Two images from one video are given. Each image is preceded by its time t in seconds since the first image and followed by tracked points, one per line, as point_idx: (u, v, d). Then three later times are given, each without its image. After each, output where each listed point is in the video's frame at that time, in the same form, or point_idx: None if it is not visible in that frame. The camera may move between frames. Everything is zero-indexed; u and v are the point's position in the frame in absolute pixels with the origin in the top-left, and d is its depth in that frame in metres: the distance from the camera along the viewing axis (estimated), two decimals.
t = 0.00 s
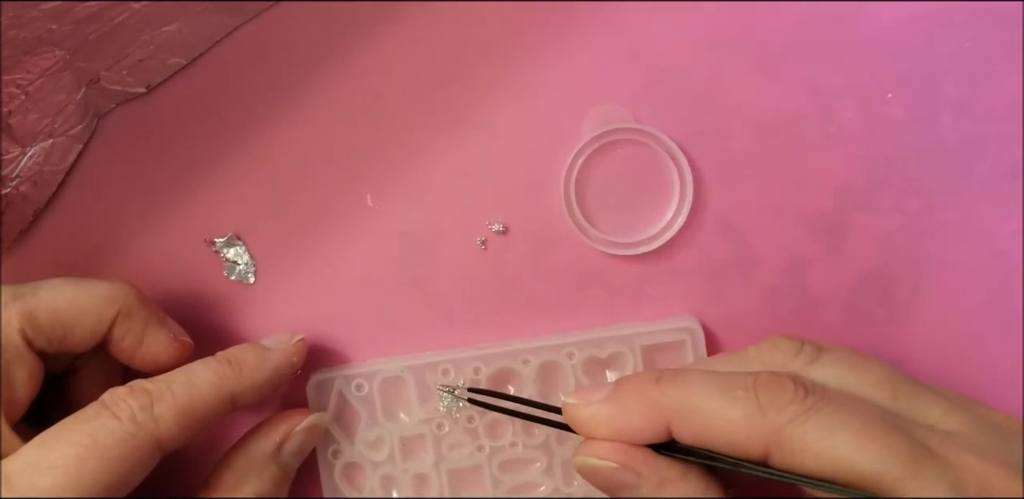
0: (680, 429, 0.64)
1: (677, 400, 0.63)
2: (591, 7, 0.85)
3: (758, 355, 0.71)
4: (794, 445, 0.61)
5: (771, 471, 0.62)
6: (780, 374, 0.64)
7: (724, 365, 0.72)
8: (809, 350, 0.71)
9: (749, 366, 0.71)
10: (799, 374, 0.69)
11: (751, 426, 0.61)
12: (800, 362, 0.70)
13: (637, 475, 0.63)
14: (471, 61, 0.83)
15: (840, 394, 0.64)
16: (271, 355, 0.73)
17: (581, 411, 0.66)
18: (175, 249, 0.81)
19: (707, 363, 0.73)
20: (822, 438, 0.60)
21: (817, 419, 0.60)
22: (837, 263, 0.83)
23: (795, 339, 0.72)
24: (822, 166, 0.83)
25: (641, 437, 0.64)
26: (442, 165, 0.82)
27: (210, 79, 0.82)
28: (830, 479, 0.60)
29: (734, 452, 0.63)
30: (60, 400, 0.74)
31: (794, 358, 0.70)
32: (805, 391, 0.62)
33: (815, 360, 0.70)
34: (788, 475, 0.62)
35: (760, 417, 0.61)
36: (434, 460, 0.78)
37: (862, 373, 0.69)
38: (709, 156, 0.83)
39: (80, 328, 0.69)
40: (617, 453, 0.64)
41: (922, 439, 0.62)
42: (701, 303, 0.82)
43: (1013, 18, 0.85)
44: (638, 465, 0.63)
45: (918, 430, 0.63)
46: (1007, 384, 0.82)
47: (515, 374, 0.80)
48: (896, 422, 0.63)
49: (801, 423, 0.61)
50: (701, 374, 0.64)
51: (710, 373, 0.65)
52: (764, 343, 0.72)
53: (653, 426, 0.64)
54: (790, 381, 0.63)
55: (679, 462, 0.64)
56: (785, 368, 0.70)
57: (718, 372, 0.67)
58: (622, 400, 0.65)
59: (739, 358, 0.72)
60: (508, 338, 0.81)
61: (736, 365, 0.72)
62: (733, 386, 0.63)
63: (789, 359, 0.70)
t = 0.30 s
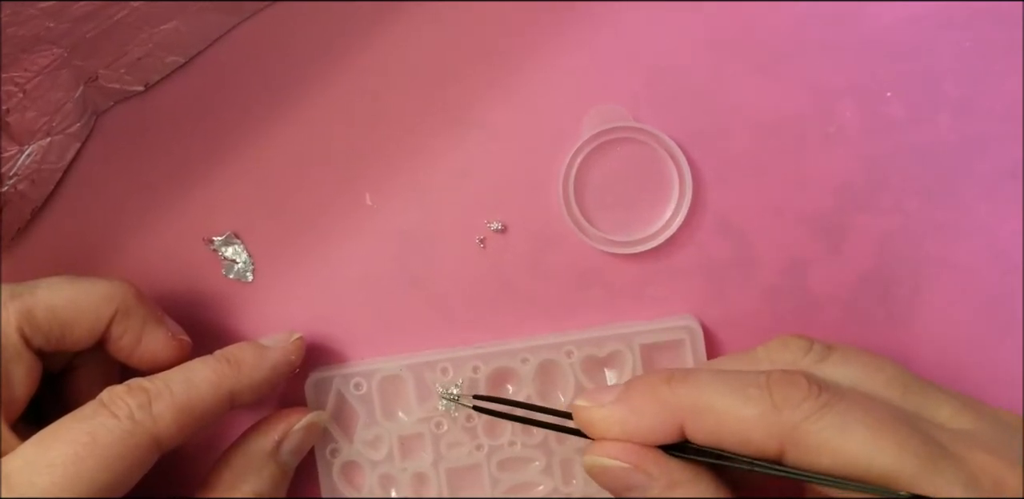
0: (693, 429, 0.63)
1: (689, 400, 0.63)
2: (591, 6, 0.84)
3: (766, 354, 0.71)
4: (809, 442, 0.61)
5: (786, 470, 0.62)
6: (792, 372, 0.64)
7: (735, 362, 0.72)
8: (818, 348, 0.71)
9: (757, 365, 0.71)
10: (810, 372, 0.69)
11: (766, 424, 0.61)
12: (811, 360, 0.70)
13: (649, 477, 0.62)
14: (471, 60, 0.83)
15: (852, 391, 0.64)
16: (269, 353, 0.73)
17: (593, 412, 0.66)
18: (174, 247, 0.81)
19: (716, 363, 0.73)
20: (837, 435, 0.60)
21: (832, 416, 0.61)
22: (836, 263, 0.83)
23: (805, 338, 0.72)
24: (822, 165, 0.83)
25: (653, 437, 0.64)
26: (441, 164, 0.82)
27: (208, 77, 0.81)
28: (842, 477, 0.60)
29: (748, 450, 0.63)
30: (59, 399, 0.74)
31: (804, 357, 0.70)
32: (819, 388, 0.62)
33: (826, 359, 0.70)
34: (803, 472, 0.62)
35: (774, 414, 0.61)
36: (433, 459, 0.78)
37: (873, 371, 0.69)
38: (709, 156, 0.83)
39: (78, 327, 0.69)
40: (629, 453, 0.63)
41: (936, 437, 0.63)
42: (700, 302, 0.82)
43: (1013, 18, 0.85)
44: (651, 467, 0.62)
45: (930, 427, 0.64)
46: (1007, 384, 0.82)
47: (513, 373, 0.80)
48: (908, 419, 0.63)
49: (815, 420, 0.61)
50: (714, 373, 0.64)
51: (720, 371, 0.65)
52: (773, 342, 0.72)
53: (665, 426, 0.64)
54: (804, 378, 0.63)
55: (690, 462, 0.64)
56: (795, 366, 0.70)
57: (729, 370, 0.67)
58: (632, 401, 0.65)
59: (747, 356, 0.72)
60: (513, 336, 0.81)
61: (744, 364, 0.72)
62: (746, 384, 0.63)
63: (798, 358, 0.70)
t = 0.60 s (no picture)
0: (690, 437, 0.64)
1: (684, 408, 0.63)
2: (591, 7, 0.85)
3: (763, 361, 0.71)
4: (803, 449, 0.61)
5: (781, 476, 0.62)
6: (788, 378, 0.64)
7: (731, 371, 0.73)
8: (815, 354, 0.71)
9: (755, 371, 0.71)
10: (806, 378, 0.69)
11: (760, 430, 0.61)
12: (807, 366, 0.70)
13: (644, 483, 0.63)
14: (471, 61, 0.83)
15: (848, 397, 0.64)
16: (270, 355, 0.74)
17: (590, 421, 0.66)
18: (175, 249, 0.81)
19: (714, 370, 0.73)
20: (831, 441, 0.60)
21: (827, 422, 0.60)
22: (836, 263, 0.83)
23: (802, 344, 0.72)
24: (821, 166, 0.84)
25: (650, 444, 0.65)
26: (441, 165, 0.82)
27: (209, 79, 0.82)
28: (837, 482, 0.60)
29: (744, 456, 0.63)
30: (61, 400, 0.74)
31: (800, 363, 0.70)
32: (814, 394, 0.62)
33: (823, 364, 0.70)
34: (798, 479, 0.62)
35: (768, 421, 0.61)
36: (434, 460, 0.78)
37: (870, 376, 0.68)
38: (708, 157, 0.84)
39: (79, 329, 0.69)
40: (625, 461, 0.65)
41: (932, 443, 0.62)
42: (700, 303, 0.82)
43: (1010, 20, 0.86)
44: (646, 474, 0.64)
45: (928, 433, 0.63)
46: (1007, 384, 0.82)
47: (514, 374, 0.80)
48: (904, 425, 0.62)
49: (810, 426, 0.60)
50: (709, 379, 0.64)
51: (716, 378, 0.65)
52: (771, 348, 0.72)
53: (661, 434, 0.64)
54: (799, 385, 0.63)
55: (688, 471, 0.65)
56: (792, 373, 0.70)
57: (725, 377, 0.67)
58: (629, 410, 0.65)
59: (744, 363, 0.73)
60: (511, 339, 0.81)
61: (741, 370, 0.72)
62: (742, 391, 0.63)
63: (794, 364, 0.70)
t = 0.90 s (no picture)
0: (684, 426, 0.64)
1: (678, 398, 0.63)
2: (591, 7, 0.85)
3: (760, 354, 0.71)
4: (796, 440, 0.61)
5: (774, 467, 0.62)
6: (782, 370, 0.64)
7: (727, 363, 0.72)
8: (811, 347, 0.71)
9: (751, 363, 0.71)
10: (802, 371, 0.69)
11: (753, 422, 0.61)
12: (802, 359, 0.70)
13: (638, 472, 0.63)
14: (471, 61, 0.83)
15: (843, 390, 0.64)
16: (270, 354, 0.73)
17: (585, 410, 0.66)
18: (174, 248, 0.81)
19: (709, 362, 0.73)
20: (824, 433, 0.60)
21: (820, 414, 0.60)
22: (836, 263, 0.83)
23: (797, 336, 0.72)
24: (821, 165, 0.83)
25: (645, 433, 0.64)
26: (441, 165, 0.82)
27: (209, 78, 0.81)
28: (830, 474, 0.60)
29: (737, 448, 0.63)
30: (60, 399, 0.74)
31: (796, 356, 0.70)
32: (808, 387, 0.62)
33: (818, 357, 0.70)
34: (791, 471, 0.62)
35: (761, 413, 0.61)
36: (434, 460, 0.78)
37: (866, 371, 0.69)
38: (709, 156, 0.83)
39: (78, 328, 0.69)
40: (620, 450, 0.64)
41: (926, 437, 0.62)
42: (700, 302, 0.82)
43: (1011, 20, 0.86)
44: (641, 462, 0.63)
45: (921, 427, 0.63)
46: (1007, 384, 0.82)
47: (514, 373, 0.80)
48: (898, 420, 0.63)
49: (803, 418, 0.60)
50: (703, 370, 0.64)
51: (710, 369, 0.65)
52: (766, 341, 0.72)
53: (655, 424, 0.64)
54: (793, 377, 0.62)
55: (683, 461, 0.64)
56: (787, 365, 0.70)
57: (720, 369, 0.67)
58: (624, 400, 0.65)
59: (741, 355, 0.72)
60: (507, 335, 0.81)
61: (738, 362, 0.72)
62: (736, 383, 0.63)
63: (790, 357, 0.70)
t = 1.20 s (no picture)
0: (686, 426, 0.64)
1: (681, 398, 0.63)
2: (591, 8, 0.85)
3: (763, 354, 0.71)
4: (799, 440, 0.61)
5: (778, 467, 0.62)
6: (784, 370, 0.64)
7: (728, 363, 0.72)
8: (812, 347, 0.71)
9: (753, 363, 0.71)
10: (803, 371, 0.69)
11: (756, 422, 0.61)
12: (805, 358, 0.70)
13: (639, 471, 0.63)
14: (471, 62, 0.83)
15: (846, 390, 0.64)
16: (272, 356, 0.74)
17: (587, 410, 0.66)
18: (175, 250, 0.81)
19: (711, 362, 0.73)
20: (826, 433, 0.60)
21: (823, 414, 0.60)
22: (836, 264, 0.83)
23: (799, 336, 0.72)
24: (821, 167, 0.84)
25: (647, 433, 0.64)
26: (441, 166, 0.82)
27: (210, 79, 0.82)
28: (833, 473, 0.61)
29: (741, 448, 0.63)
30: (62, 400, 0.74)
31: (798, 355, 0.70)
32: (810, 386, 0.62)
33: (820, 357, 0.70)
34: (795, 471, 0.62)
35: (764, 413, 0.61)
36: (434, 461, 0.78)
37: (868, 371, 0.69)
38: (708, 158, 0.84)
39: (81, 330, 0.69)
40: (622, 449, 0.64)
41: (929, 437, 0.63)
42: (700, 303, 0.82)
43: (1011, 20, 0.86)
44: (642, 462, 0.63)
45: (925, 427, 0.64)
46: (1007, 385, 0.83)
47: (515, 375, 0.80)
48: (901, 419, 0.63)
49: (806, 418, 0.60)
50: (705, 370, 0.64)
51: (712, 369, 0.65)
52: (768, 341, 0.72)
53: (658, 424, 0.64)
54: (795, 377, 0.62)
55: (685, 460, 0.64)
56: (790, 365, 0.70)
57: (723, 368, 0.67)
58: (626, 400, 0.65)
59: (743, 355, 0.72)
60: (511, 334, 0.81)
61: (741, 362, 0.72)
62: (738, 383, 0.63)
63: (792, 357, 0.70)
